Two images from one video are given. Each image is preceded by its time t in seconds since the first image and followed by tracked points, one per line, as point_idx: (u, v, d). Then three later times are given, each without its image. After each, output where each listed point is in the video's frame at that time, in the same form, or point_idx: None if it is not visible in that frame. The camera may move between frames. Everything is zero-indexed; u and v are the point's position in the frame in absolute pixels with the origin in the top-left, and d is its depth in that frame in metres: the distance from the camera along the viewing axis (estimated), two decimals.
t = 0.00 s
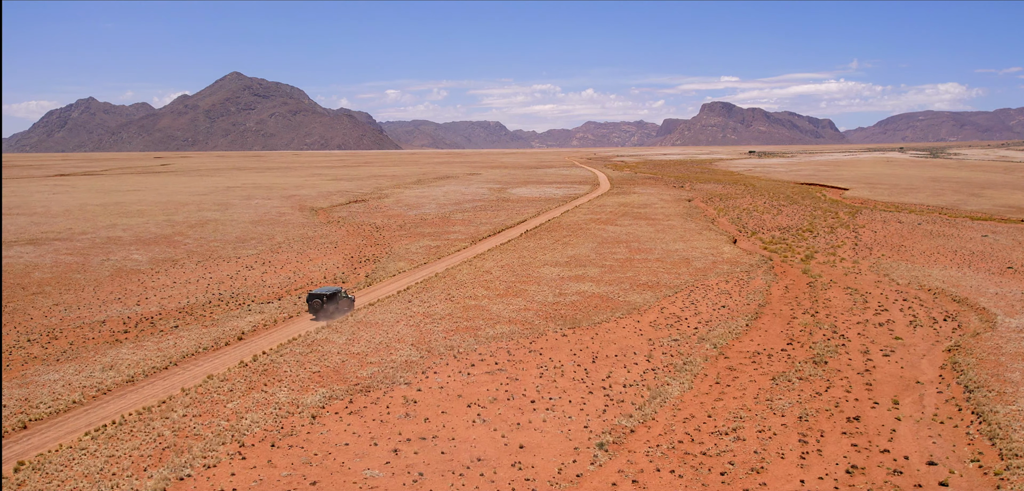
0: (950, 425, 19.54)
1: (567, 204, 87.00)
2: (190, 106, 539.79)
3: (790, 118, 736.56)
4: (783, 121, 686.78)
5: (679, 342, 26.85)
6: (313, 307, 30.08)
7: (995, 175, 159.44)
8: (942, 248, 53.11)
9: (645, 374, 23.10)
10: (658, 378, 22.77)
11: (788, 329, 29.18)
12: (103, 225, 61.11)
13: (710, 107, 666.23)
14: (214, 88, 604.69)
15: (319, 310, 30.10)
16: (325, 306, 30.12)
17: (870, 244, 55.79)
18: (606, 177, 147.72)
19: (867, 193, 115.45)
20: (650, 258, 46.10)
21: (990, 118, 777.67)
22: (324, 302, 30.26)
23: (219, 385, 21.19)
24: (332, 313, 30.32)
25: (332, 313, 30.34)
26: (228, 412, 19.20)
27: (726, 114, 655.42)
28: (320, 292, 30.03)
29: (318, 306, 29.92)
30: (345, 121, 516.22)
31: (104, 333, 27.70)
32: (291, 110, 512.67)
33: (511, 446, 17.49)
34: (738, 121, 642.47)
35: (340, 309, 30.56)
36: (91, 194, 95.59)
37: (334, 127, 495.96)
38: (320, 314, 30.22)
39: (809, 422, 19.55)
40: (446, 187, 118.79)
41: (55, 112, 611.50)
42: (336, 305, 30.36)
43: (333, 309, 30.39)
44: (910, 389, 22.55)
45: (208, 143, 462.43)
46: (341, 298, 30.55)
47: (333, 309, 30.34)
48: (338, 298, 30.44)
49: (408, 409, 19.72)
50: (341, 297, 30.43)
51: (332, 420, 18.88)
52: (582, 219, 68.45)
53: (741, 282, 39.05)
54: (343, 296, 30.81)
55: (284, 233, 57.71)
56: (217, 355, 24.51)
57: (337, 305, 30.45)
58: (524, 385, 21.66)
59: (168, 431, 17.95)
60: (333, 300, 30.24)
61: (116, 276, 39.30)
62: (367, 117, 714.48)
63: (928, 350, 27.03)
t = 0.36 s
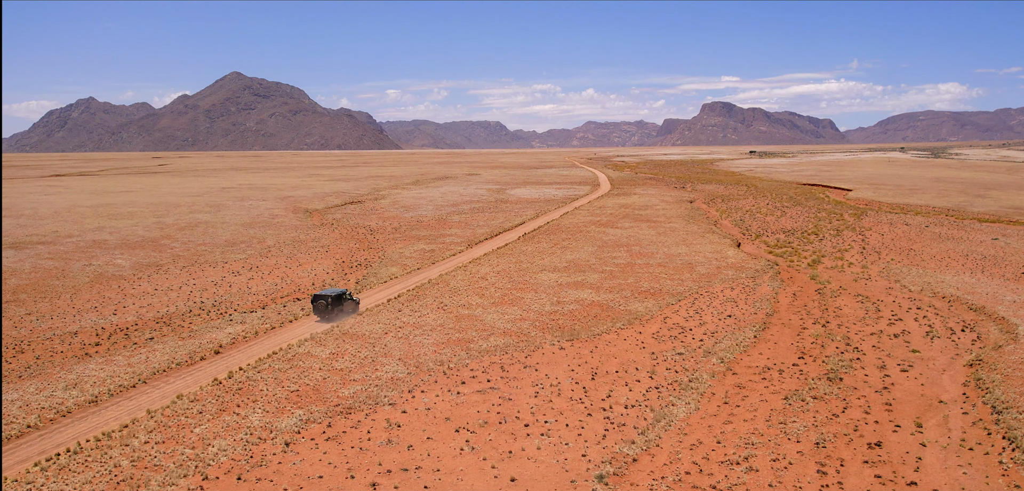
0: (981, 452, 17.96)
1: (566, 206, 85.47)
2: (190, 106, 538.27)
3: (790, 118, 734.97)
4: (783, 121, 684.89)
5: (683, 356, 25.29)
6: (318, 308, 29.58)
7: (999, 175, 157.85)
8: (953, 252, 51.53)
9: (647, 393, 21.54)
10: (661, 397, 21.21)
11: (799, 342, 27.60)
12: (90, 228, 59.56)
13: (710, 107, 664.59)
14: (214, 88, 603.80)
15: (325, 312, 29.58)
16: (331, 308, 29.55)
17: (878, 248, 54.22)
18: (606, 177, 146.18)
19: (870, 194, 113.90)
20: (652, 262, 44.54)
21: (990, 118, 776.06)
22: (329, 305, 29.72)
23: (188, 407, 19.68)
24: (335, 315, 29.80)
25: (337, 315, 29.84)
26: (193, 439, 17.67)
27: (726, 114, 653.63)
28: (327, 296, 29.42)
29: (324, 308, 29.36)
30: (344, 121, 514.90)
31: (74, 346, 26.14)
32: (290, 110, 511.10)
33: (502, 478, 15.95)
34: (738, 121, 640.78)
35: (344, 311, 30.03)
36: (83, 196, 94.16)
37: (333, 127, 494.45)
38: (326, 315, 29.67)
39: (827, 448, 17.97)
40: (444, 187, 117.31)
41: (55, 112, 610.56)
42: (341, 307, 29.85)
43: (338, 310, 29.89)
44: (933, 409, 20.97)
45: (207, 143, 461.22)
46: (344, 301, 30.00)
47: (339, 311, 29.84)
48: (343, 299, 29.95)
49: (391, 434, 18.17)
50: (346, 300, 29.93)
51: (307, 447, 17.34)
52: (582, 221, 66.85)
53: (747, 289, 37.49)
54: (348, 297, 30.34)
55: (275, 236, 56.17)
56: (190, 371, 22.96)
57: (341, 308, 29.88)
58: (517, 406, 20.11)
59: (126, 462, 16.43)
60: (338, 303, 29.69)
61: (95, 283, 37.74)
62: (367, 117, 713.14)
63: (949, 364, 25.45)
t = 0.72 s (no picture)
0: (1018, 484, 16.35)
1: (566, 207, 83.91)
2: (190, 106, 536.59)
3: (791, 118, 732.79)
4: (784, 121, 682.85)
5: (688, 370, 23.72)
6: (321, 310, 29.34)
7: (1003, 175, 156.30)
8: (964, 256, 49.95)
9: (650, 413, 19.96)
10: (665, 419, 19.62)
11: (810, 354, 26.03)
12: (76, 230, 58.00)
13: (711, 107, 662.55)
14: (214, 88, 602.45)
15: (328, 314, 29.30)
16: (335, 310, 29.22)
17: (887, 251, 52.62)
18: (607, 177, 144.74)
19: (874, 194, 112.43)
20: (654, 267, 42.94)
21: (991, 119, 774.06)
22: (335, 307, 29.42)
23: (151, 431, 18.15)
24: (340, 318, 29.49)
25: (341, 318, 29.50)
26: (152, 469, 16.16)
27: (727, 114, 651.89)
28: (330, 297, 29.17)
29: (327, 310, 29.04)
30: (344, 121, 513.99)
31: (39, 360, 24.55)
32: (289, 109, 509.50)
33: None
34: (739, 121, 639.12)
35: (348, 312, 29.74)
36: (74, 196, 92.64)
37: (334, 127, 493.19)
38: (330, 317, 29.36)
39: (847, 480, 16.40)
40: (442, 188, 115.66)
41: (55, 112, 610.11)
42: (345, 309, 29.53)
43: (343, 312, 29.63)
44: (960, 433, 19.36)
45: (207, 143, 459.75)
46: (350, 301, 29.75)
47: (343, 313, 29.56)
48: (349, 300, 29.77)
49: (370, 462, 16.61)
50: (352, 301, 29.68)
51: (276, 479, 15.81)
52: (581, 223, 65.28)
53: (753, 295, 35.87)
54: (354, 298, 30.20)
55: (266, 239, 54.59)
56: (159, 388, 21.40)
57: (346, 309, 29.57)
58: (509, 430, 18.51)
59: None
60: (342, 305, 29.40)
61: (73, 289, 36.14)
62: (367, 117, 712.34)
63: (972, 380, 23.84)
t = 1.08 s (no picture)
0: None
1: (565, 208, 82.42)
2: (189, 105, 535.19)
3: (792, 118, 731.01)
4: (785, 121, 681.04)
5: (695, 386, 22.16)
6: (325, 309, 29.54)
7: (1007, 176, 154.72)
8: (976, 260, 48.38)
9: (654, 437, 18.38)
10: (671, 444, 18.05)
11: (824, 369, 24.46)
12: (61, 232, 56.44)
13: (712, 106, 660.79)
14: (214, 88, 601.04)
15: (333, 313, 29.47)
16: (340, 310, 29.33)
17: (896, 255, 51.06)
18: (607, 177, 143.07)
19: (878, 195, 110.86)
20: (657, 272, 41.39)
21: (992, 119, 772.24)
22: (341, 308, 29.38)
23: (107, 459, 16.60)
24: (344, 319, 29.61)
25: (345, 319, 29.59)
26: None
27: (727, 114, 650.01)
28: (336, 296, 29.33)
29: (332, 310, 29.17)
30: (344, 121, 512.41)
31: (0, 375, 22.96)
32: (288, 109, 507.55)
33: None
34: (739, 121, 637.11)
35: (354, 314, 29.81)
36: (65, 197, 91.12)
37: (333, 127, 491.47)
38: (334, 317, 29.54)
39: None
40: (440, 189, 114.09)
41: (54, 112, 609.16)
42: (351, 310, 29.61)
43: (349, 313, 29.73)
44: (992, 460, 17.75)
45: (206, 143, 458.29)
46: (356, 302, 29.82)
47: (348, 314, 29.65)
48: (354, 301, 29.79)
49: None
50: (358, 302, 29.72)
51: None
52: (581, 225, 63.74)
53: (761, 303, 34.24)
54: (360, 299, 30.34)
55: (256, 242, 53.03)
56: (124, 409, 19.85)
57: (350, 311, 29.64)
58: (500, 458, 16.91)
59: None
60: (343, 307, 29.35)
61: (49, 296, 34.56)
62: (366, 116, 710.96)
63: (998, 397, 22.23)
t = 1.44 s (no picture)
0: None
1: (564, 209, 80.92)
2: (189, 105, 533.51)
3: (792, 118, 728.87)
4: (785, 121, 679.14)
5: (703, 406, 20.58)
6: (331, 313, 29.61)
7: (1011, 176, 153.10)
8: (989, 264, 46.79)
9: (660, 467, 16.78)
10: (678, 474, 16.46)
11: (840, 386, 22.86)
12: (45, 235, 54.85)
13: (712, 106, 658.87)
14: (214, 88, 601.08)
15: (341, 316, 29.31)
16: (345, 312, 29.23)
17: (906, 258, 49.46)
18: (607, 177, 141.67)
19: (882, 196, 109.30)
20: (659, 277, 39.80)
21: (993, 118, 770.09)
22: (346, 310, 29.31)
23: None
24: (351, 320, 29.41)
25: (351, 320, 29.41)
26: None
27: (728, 114, 648.22)
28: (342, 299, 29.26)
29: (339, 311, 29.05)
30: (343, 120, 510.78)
31: None
32: (288, 109, 506.03)
33: None
34: (740, 121, 635.31)
35: (361, 315, 29.73)
36: (56, 198, 89.58)
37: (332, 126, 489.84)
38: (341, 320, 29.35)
39: None
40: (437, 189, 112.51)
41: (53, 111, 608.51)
42: (357, 311, 29.51)
43: (355, 314, 29.61)
44: None
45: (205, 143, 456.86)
46: (362, 303, 29.81)
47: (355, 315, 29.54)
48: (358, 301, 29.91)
49: None
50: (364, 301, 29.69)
51: None
52: (581, 227, 62.16)
53: (770, 312, 32.64)
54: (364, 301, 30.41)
55: (246, 245, 51.43)
56: (83, 433, 18.30)
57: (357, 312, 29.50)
58: None
59: None
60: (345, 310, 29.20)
61: (22, 304, 32.94)
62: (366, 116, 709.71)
63: None
